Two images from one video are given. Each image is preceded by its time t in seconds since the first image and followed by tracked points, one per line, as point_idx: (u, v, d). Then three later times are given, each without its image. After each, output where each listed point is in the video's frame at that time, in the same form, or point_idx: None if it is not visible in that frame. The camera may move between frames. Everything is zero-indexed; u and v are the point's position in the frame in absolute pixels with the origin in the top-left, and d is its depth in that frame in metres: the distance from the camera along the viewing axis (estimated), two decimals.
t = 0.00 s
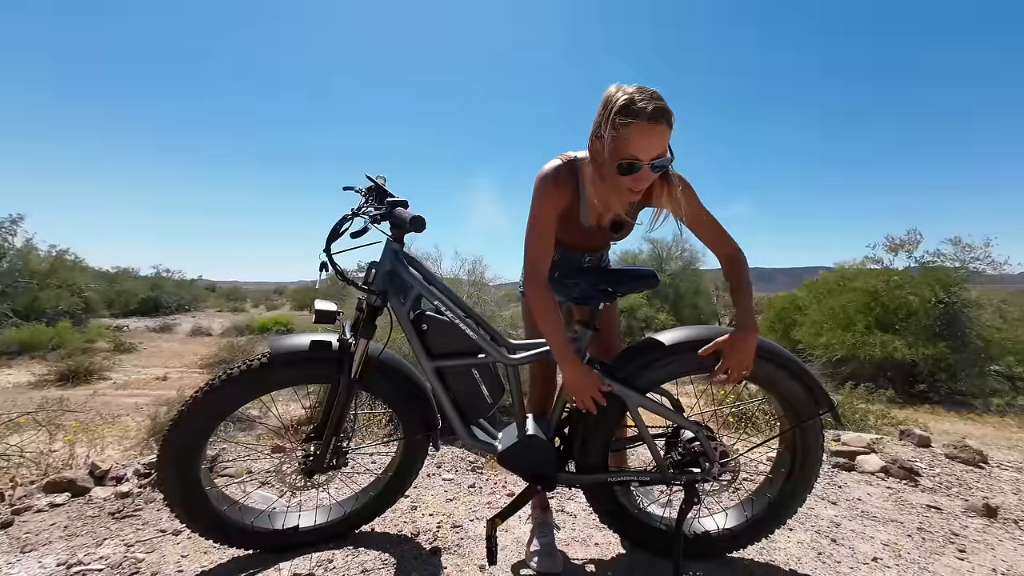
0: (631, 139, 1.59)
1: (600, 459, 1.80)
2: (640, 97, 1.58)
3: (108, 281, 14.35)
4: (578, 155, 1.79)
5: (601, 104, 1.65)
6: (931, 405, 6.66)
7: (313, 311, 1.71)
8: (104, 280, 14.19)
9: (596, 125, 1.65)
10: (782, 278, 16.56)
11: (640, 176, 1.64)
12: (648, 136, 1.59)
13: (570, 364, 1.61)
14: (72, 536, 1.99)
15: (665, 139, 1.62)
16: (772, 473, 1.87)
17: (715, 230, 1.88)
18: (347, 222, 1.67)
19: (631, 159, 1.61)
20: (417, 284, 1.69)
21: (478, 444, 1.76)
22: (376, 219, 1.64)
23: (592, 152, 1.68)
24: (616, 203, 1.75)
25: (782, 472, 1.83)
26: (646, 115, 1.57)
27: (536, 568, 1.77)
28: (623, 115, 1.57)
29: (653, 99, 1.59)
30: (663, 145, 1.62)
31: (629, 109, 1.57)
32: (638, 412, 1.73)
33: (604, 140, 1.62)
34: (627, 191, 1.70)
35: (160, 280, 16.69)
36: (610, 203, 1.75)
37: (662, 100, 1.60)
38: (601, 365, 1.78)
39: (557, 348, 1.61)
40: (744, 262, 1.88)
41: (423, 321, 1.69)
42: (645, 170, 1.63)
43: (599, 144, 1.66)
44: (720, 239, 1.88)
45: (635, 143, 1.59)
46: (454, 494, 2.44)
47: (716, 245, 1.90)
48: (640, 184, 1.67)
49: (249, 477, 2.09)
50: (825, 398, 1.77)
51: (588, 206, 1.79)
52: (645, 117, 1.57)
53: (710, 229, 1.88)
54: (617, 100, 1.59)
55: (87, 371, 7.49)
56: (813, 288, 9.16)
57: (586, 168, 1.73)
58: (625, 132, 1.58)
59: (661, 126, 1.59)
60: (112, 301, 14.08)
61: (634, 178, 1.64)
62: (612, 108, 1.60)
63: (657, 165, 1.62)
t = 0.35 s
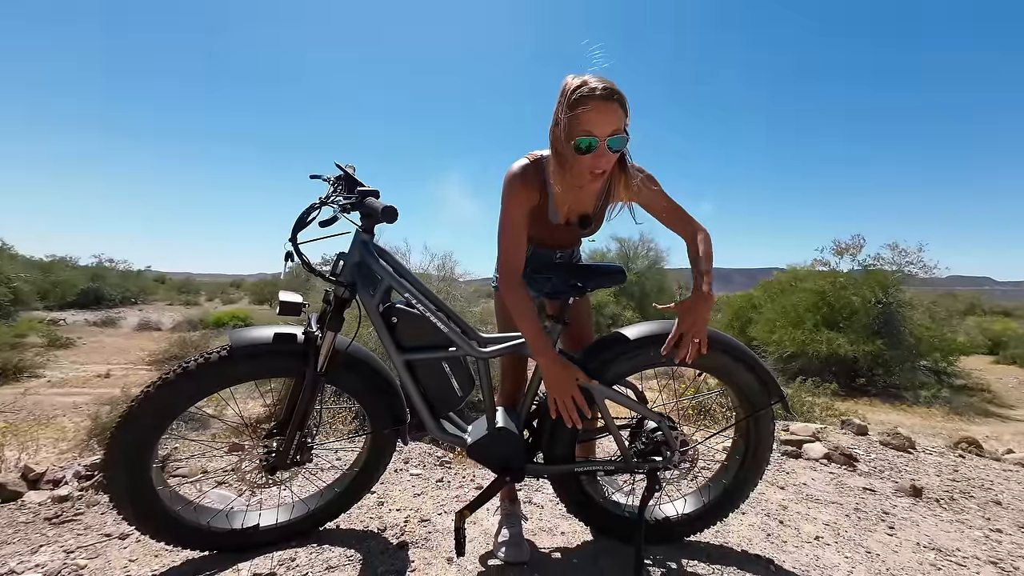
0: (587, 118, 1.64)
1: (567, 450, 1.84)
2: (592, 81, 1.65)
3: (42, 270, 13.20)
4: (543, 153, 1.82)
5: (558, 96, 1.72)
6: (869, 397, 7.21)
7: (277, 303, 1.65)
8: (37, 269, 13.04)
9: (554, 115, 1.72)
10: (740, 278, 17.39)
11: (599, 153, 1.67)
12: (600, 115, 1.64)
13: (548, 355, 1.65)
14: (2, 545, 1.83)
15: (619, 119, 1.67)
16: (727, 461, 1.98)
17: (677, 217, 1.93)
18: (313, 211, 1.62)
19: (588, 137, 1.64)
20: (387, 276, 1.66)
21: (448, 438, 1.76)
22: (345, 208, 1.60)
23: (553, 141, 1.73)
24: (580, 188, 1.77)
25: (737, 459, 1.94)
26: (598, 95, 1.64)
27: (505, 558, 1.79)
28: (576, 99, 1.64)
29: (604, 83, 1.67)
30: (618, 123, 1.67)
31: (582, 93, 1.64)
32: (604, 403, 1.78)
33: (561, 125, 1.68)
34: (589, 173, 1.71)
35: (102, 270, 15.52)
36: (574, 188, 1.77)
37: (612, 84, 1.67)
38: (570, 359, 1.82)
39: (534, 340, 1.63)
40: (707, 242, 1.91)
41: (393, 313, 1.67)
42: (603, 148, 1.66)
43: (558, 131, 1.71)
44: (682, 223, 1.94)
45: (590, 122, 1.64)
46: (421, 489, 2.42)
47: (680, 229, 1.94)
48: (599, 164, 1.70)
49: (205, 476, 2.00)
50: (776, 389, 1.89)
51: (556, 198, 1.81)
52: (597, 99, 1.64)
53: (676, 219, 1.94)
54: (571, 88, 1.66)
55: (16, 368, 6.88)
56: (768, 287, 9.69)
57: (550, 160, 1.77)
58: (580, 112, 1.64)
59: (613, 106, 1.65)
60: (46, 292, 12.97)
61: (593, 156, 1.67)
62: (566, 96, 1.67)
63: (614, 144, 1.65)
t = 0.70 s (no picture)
0: (555, 119, 1.65)
1: (543, 440, 1.87)
2: (560, 81, 1.66)
3: None
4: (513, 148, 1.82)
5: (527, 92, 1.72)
6: (828, 386, 7.61)
7: (246, 295, 1.60)
8: None
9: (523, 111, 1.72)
10: (711, 273, 17.93)
11: (568, 155, 1.69)
12: (570, 118, 1.65)
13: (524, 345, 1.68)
14: None
15: (588, 120, 1.69)
16: (696, 447, 2.05)
17: (642, 207, 1.98)
18: (284, 201, 1.57)
19: (557, 138, 1.66)
20: (361, 268, 1.63)
21: (424, 430, 1.76)
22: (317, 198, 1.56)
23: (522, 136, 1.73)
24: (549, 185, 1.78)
25: (705, 445, 2.01)
26: (567, 96, 1.65)
27: (481, 548, 1.81)
28: (546, 100, 1.65)
29: (574, 83, 1.68)
30: (586, 124, 1.69)
31: (551, 93, 1.65)
32: (579, 394, 1.81)
33: (530, 124, 1.68)
34: (558, 171, 1.73)
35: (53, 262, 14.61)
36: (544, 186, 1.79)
37: (581, 84, 1.69)
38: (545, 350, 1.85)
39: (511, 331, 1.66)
40: (669, 231, 1.99)
41: (367, 306, 1.65)
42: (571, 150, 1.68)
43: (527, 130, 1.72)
44: (647, 214, 1.99)
45: (560, 123, 1.65)
46: (397, 483, 2.41)
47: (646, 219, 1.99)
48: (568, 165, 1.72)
49: (170, 475, 1.93)
50: (741, 377, 1.97)
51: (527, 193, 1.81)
52: (567, 100, 1.64)
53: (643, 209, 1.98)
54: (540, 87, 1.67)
55: None
56: (737, 282, 10.04)
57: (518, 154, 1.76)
58: (550, 112, 1.65)
59: (580, 107, 1.66)
60: None
61: (563, 157, 1.69)
62: (536, 95, 1.67)
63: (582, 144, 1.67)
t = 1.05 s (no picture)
0: (545, 115, 1.61)
1: (529, 430, 1.87)
2: (552, 74, 1.61)
3: None
4: (493, 131, 1.79)
5: (515, 78, 1.64)
6: (809, 373, 7.81)
7: (222, 288, 1.56)
8: None
9: (511, 100, 1.64)
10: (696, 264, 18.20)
11: (558, 152, 1.69)
12: (563, 115, 1.62)
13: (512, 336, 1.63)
14: None
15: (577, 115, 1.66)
16: (681, 435, 2.08)
17: (625, 191, 1.98)
18: (259, 190, 1.51)
19: (549, 137, 1.64)
20: (342, 259, 1.59)
21: (409, 423, 1.74)
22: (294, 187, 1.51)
23: (507, 124, 1.68)
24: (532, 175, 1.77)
25: (689, 433, 2.04)
26: (560, 91, 1.60)
27: (468, 539, 1.81)
28: (538, 94, 1.60)
29: (566, 76, 1.63)
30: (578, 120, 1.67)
31: (543, 86, 1.59)
32: (565, 384, 1.82)
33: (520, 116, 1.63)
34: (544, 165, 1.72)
35: (24, 257, 14.10)
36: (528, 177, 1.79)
37: (573, 77, 1.64)
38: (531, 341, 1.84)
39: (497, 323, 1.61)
40: (654, 217, 1.98)
41: (349, 298, 1.62)
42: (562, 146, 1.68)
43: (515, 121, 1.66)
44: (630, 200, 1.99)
45: (553, 121, 1.62)
46: (384, 476, 2.40)
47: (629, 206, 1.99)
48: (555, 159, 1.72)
49: (148, 474, 1.88)
50: (725, 366, 2.00)
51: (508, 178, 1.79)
52: (557, 94, 1.59)
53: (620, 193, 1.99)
54: (531, 77, 1.60)
55: None
56: (722, 272, 10.19)
57: (500, 138, 1.73)
58: (542, 108, 1.60)
59: (571, 103, 1.62)
60: None
61: (551, 154, 1.68)
62: (525, 85, 1.61)
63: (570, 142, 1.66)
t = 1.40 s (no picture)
0: (537, 97, 1.58)
1: (521, 423, 1.87)
2: (546, 55, 1.58)
3: None
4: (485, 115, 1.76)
5: (507, 59, 1.61)
6: (798, 363, 7.92)
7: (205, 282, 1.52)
8: None
9: (503, 81, 1.61)
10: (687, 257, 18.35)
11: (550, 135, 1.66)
12: (556, 97, 1.60)
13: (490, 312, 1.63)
14: None
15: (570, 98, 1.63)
16: (672, 426, 2.09)
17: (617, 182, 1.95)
18: (241, 181, 1.47)
19: (541, 120, 1.62)
20: (328, 252, 1.56)
21: (399, 418, 1.72)
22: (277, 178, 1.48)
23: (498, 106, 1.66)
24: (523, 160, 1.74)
25: (680, 424, 2.05)
26: (553, 72, 1.58)
27: (461, 532, 1.81)
28: (531, 75, 1.57)
29: (559, 58, 1.61)
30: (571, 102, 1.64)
31: (536, 67, 1.57)
32: (556, 377, 1.81)
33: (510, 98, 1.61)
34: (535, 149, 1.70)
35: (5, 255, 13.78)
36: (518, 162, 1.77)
37: (566, 59, 1.62)
38: (522, 334, 1.83)
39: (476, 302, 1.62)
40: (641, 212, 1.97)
41: (336, 292, 1.59)
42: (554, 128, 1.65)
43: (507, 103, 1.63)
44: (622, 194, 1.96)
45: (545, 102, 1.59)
46: (376, 471, 2.38)
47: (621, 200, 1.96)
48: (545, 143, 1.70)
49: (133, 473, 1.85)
50: (716, 357, 2.00)
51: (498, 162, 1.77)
52: (550, 74, 1.57)
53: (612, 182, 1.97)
54: (523, 58, 1.57)
55: None
56: (712, 265, 10.28)
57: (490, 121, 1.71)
58: (534, 90, 1.58)
59: (564, 86, 1.60)
60: None
61: (543, 137, 1.65)
62: (518, 66, 1.58)
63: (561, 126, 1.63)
